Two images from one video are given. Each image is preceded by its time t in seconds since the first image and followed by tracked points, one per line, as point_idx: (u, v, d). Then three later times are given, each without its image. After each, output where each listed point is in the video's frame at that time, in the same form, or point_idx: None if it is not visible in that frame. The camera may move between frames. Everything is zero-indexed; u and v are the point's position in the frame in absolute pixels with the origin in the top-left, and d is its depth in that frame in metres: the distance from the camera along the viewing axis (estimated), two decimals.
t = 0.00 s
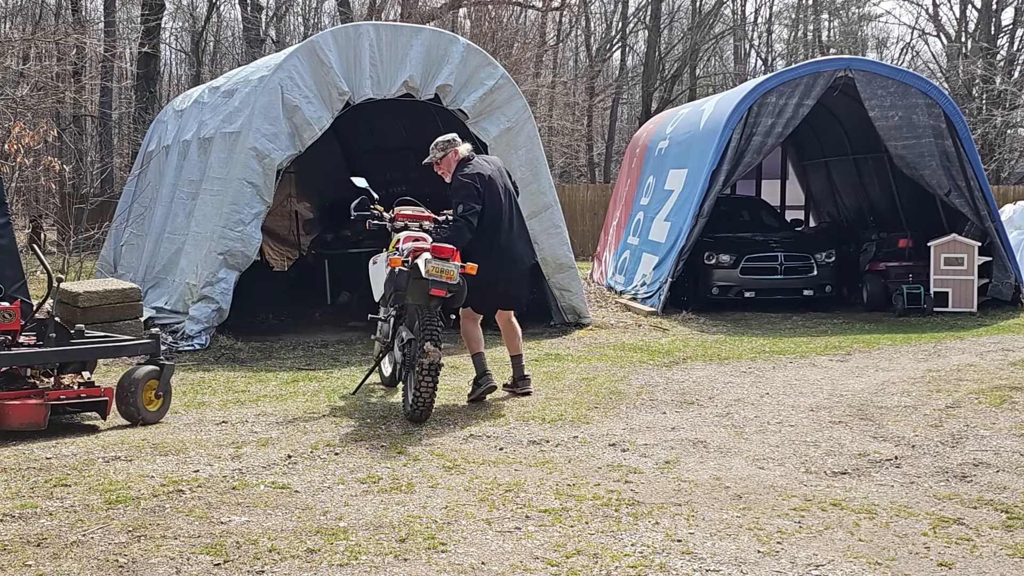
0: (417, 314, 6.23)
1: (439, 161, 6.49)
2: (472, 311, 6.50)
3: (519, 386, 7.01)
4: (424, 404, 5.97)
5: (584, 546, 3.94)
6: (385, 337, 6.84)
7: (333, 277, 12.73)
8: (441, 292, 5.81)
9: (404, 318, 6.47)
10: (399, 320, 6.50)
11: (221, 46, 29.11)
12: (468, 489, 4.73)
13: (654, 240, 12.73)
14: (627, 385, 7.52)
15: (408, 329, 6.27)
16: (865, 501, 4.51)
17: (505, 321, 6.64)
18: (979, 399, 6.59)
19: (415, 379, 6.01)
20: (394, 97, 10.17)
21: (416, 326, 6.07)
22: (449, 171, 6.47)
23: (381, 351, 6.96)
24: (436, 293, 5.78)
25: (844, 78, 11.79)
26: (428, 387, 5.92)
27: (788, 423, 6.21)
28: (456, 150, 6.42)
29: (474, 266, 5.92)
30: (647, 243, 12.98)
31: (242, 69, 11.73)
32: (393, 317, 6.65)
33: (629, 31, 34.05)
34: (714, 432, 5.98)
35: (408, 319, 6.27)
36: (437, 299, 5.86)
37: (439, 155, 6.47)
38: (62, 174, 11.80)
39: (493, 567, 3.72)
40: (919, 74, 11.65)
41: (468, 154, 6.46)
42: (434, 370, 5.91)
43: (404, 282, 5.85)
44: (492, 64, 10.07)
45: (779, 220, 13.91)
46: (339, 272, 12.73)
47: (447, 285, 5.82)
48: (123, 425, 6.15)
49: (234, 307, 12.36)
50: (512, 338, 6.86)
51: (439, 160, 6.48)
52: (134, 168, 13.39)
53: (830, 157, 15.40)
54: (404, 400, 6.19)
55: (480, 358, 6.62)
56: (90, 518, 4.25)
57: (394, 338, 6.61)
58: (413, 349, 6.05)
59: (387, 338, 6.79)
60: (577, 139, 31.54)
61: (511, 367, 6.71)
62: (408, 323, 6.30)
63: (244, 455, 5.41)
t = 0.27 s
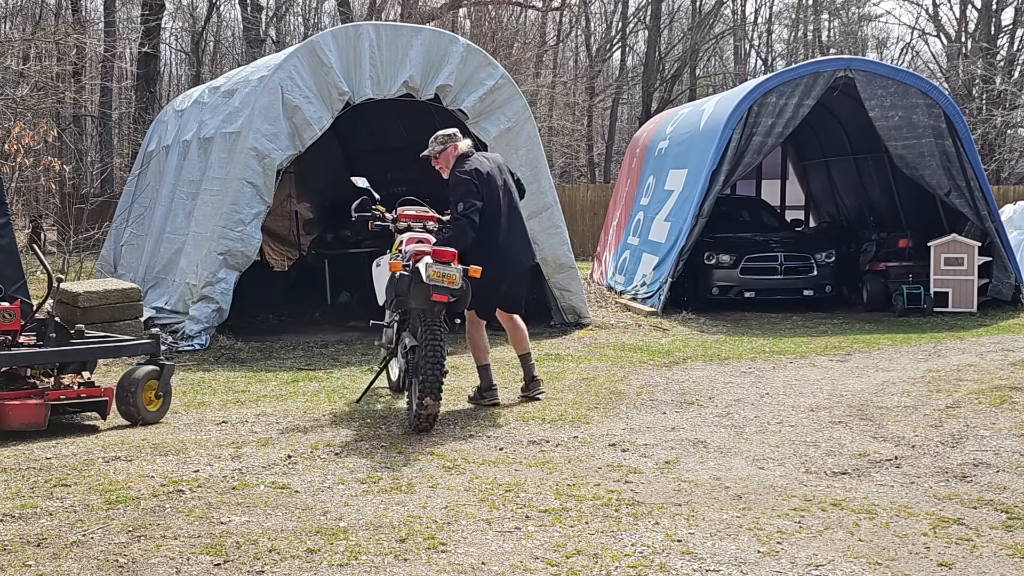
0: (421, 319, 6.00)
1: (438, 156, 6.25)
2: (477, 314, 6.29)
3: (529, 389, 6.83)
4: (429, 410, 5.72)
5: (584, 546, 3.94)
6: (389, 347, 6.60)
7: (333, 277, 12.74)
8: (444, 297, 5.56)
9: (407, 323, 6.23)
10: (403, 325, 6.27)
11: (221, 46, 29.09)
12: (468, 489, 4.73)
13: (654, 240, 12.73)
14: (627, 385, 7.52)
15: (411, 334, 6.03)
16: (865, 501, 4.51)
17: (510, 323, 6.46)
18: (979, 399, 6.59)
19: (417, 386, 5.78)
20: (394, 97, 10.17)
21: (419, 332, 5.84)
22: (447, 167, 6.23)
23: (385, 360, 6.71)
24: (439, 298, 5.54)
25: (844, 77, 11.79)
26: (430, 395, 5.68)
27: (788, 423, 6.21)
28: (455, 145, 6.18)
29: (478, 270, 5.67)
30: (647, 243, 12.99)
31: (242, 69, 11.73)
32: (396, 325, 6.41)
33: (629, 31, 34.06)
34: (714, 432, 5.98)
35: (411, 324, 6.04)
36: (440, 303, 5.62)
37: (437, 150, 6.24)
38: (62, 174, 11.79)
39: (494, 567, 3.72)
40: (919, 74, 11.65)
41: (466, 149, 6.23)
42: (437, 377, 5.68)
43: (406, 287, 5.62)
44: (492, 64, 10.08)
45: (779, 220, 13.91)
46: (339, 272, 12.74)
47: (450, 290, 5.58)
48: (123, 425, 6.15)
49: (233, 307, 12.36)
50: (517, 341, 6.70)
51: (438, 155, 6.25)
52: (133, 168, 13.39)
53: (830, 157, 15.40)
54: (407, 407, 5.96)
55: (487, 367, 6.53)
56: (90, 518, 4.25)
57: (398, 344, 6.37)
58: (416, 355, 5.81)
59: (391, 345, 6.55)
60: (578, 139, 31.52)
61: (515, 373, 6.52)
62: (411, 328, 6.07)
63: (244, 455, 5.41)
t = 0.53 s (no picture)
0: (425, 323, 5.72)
1: (444, 154, 5.91)
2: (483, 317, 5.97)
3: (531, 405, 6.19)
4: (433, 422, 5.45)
5: (584, 546, 3.94)
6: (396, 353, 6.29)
7: (333, 276, 12.65)
8: (447, 303, 5.32)
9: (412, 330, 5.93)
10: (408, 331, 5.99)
11: (221, 46, 29.09)
12: (468, 489, 4.73)
13: (654, 240, 12.73)
14: (627, 385, 7.52)
15: (415, 341, 5.73)
16: (865, 502, 4.51)
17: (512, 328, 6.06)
18: (979, 399, 6.59)
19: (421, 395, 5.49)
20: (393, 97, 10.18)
21: (422, 339, 5.56)
22: (454, 164, 5.88)
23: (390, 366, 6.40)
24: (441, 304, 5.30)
25: (844, 77, 11.79)
26: (437, 404, 5.41)
27: (788, 423, 6.22)
28: (462, 142, 5.86)
29: (483, 274, 5.39)
30: (647, 243, 12.98)
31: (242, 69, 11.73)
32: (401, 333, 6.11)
33: (629, 31, 34.07)
34: (715, 432, 5.98)
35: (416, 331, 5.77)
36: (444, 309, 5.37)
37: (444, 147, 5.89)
38: (62, 174, 11.79)
39: (494, 567, 3.72)
40: (919, 75, 11.65)
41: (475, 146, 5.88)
42: (441, 385, 5.40)
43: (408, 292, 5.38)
44: (492, 64, 10.09)
45: (779, 220, 13.91)
46: (339, 271, 12.65)
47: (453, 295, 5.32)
48: (123, 425, 6.15)
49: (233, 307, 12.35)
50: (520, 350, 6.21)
51: (445, 152, 5.90)
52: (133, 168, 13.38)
53: (830, 158, 15.40)
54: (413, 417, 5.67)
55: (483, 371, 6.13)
56: (90, 518, 4.25)
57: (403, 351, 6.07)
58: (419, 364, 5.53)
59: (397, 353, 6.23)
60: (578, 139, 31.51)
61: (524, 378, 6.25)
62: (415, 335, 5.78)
63: (244, 455, 5.41)
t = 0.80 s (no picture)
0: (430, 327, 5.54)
1: (453, 154, 5.75)
2: (490, 319, 5.81)
3: (530, 411, 6.20)
4: (439, 430, 5.26)
5: (584, 546, 3.94)
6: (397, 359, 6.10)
7: (333, 276, 12.54)
8: (454, 307, 5.12)
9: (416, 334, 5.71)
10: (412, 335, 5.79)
11: (221, 46, 29.07)
12: (468, 489, 4.73)
13: (654, 240, 12.73)
14: (627, 385, 7.53)
15: (420, 346, 5.53)
16: (865, 502, 4.51)
17: (522, 332, 5.93)
18: (979, 399, 6.59)
19: (426, 403, 5.31)
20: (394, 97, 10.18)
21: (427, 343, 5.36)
22: (464, 164, 5.73)
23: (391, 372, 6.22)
24: (448, 308, 5.09)
25: (844, 77, 11.79)
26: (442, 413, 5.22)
27: (788, 423, 6.22)
28: (472, 141, 5.71)
29: (492, 277, 5.22)
30: (647, 243, 12.98)
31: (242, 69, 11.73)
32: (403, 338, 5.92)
33: (629, 31, 34.08)
34: (715, 432, 5.98)
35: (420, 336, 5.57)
36: (451, 313, 5.18)
37: (453, 147, 5.74)
38: (62, 174, 11.79)
39: (494, 567, 3.72)
40: (919, 75, 11.65)
41: (485, 146, 5.73)
42: (447, 393, 5.21)
43: (414, 295, 5.18)
44: (492, 64, 10.09)
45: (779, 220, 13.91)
46: (339, 272, 12.54)
47: (460, 299, 5.13)
48: (123, 425, 6.15)
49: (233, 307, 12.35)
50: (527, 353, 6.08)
51: (454, 151, 5.74)
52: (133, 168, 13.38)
53: (830, 157, 15.39)
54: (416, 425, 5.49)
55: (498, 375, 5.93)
56: (90, 518, 4.25)
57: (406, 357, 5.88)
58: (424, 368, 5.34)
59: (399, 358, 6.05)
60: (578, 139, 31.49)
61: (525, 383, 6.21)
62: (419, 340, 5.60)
63: (244, 455, 5.41)
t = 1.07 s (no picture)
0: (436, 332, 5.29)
1: (455, 150, 5.48)
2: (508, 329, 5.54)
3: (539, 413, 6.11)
4: (445, 440, 5.01)
5: (584, 546, 3.94)
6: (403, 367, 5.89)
7: (333, 276, 12.56)
8: (461, 311, 4.85)
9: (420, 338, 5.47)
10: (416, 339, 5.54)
11: (221, 46, 29.06)
12: (469, 489, 4.73)
13: (654, 240, 12.72)
14: (627, 385, 7.52)
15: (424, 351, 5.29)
16: (865, 501, 4.51)
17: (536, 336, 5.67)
18: (979, 399, 6.59)
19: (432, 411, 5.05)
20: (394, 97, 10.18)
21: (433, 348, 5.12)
22: (467, 161, 5.45)
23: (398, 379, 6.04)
24: (455, 312, 4.83)
25: (844, 77, 11.79)
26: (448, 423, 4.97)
27: (788, 423, 6.21)
28: (475, 137, 5.43)
29: (501, 279, 4.96)
30: (647, 243, 12.98)
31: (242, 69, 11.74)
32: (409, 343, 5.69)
33: (629, 31, 34.09)
34: (715, 432, 5.98)
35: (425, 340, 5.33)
36: (457, 317, 4.92)
37: (454, 143, 5.46)
38: (62, 174, 11.79)
39: (494, 567, 3.72)
40: (919, 74, 11.65)
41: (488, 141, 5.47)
42: (454, 399, 4.96)
43: (420, 298, 4.94)
44: (492, 64, 10.10)
45: (779, 220, 13.92)
46: (339, 272, 12.55)
47: (468, 303, 4.87)
48: (123, 425, 6.15)
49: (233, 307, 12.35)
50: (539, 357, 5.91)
51: (456, 147, 5.47)
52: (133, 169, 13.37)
53: (830, 157, 15.39)
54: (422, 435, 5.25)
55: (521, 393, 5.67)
56: (90, 518, 4.25)
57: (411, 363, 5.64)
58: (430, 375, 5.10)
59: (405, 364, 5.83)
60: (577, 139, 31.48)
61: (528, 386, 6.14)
62: (424, 345, 5.36)
63: (244, 455, 5.41)
